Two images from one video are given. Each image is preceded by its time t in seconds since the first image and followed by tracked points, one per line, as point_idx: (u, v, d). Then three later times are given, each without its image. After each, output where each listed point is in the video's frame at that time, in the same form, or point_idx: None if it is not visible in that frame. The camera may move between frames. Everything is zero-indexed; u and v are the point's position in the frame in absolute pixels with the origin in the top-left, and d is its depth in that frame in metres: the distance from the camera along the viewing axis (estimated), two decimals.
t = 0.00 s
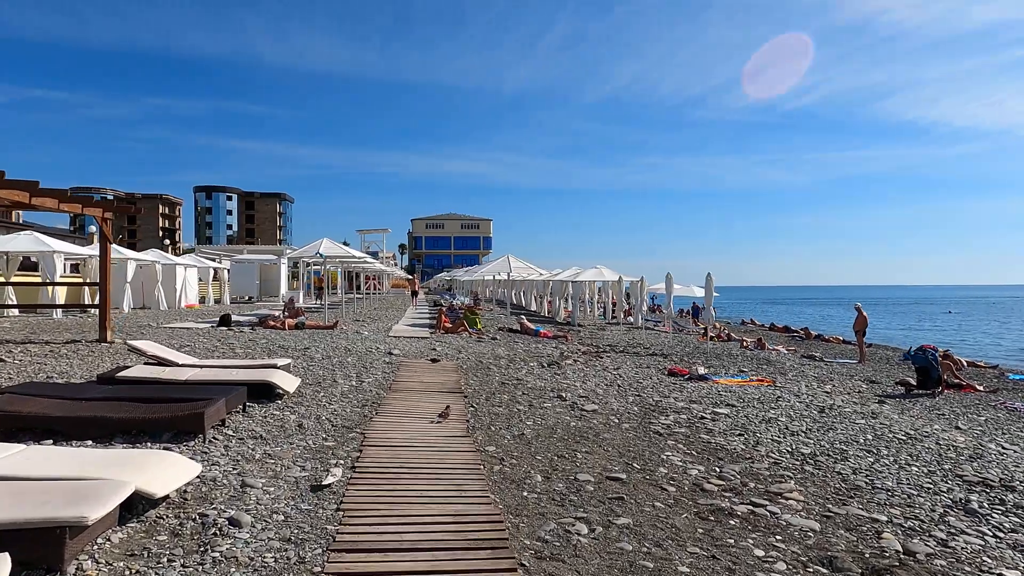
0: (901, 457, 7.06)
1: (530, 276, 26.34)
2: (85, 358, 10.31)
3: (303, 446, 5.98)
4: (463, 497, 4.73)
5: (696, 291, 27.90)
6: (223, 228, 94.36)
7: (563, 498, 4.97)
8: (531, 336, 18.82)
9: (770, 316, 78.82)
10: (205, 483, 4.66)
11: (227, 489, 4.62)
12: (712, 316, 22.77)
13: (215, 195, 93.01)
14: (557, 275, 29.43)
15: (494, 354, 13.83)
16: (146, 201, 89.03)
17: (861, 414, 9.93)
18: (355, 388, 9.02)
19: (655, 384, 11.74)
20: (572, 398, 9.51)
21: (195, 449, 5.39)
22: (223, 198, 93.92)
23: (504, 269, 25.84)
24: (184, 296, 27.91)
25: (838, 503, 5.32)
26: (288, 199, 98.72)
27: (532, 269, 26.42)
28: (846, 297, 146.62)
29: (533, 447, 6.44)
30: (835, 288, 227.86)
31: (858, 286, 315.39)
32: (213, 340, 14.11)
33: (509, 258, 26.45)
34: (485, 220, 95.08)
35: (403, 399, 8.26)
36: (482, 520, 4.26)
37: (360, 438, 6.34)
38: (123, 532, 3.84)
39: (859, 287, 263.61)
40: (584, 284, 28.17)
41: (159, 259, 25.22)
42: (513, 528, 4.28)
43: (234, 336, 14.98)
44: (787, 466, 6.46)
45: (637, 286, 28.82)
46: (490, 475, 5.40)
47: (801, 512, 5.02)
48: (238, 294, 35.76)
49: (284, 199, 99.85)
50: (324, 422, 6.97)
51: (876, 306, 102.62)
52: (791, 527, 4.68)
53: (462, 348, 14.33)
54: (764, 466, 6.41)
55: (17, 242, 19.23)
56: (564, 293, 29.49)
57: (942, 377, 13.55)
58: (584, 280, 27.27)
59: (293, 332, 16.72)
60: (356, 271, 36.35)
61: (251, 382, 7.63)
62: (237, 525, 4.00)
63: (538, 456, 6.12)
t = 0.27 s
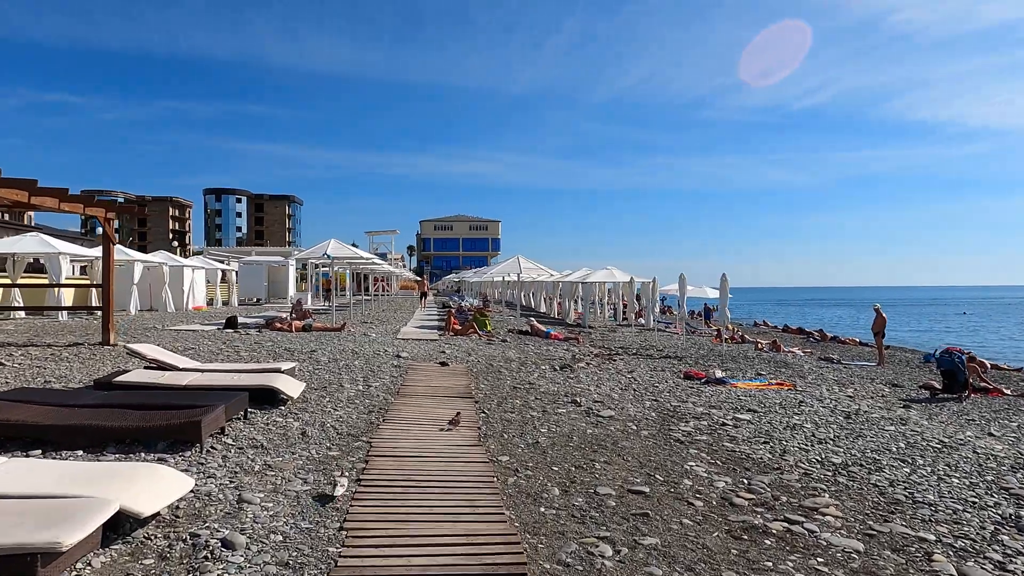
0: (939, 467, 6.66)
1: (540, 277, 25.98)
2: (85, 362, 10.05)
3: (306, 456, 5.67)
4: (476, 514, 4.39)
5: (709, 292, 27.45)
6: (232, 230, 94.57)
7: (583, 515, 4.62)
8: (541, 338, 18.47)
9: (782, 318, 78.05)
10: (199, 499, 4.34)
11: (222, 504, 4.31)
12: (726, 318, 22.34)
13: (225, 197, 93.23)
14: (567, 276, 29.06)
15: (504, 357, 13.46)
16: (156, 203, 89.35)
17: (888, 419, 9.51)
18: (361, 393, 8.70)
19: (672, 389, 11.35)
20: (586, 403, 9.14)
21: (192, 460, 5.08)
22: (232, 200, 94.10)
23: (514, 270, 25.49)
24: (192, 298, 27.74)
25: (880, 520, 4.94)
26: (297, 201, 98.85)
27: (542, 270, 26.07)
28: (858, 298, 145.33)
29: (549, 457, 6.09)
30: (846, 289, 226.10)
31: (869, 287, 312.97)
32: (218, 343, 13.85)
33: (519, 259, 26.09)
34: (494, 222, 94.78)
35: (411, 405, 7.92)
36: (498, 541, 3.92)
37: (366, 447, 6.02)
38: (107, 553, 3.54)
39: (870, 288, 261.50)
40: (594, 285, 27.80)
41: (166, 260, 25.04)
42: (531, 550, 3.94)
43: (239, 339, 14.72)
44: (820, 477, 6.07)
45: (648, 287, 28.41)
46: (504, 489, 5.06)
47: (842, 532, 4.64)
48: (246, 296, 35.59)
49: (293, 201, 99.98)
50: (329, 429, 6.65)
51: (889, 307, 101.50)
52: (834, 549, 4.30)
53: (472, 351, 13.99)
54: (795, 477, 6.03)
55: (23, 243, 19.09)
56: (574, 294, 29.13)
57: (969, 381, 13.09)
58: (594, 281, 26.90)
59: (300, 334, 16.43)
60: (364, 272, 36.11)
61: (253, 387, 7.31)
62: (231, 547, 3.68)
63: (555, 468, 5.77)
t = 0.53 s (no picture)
0: (979, 482, 6.27)
1: (550, 280, 25.64)
2: (85, 368, 9.81)
3: (306, 471, 5.35)
4: (487, 538, 4.06)
5: (721, 294, 27.02)
6: (242, 233, 94.78)
7: (603, 539, 4.28)
8: (551, 342, 18.14)
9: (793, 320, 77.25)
10: (188, 522, 4.04)
11: (213, 528, 4.00)
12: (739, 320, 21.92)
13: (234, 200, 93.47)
14: (577, 278, 28.71)
15: (514, 362, 13.12)
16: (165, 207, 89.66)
17: (915, 427, 9.09)
18: (366, 401, 8.38)
19: (688, 395, 10.98)
20: (600, 411, 8.79)
21: (184, 478, 4.79)
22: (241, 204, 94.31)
23: (523, 273, 25.16)
24: (199, 301, 27.59)
25: (924, 544, 4.57)
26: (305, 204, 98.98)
27: (551, 272, 25.73)
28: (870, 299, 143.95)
29: (563, 472, 5.75)
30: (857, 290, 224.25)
31: (880, 288, 310.44)
32: (223, 348, 13.59)
33: (529, 261, 25.75)
34: (502, 224, 94.47)
35: (418, 414, 7.60)
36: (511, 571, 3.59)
37: (370, 462, 5.70)
38: None
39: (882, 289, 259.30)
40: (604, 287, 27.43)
41: (173, 264, 24.88)
42: None
43: (244, 343, 14.47)
44: (852, 494, 5.71)
45: (659, 290, 28.01)
46: (517, 509, 4.72)
47: (885, 558, 4.28)
48: (254, 299, 35.45)
49: (302, 204, 100.08)
50: (332, 441, 6.34)
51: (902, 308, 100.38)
52: None
53: (481, 355, 13.67)
54: (826, 494, 5.66)
55: (28, 246, 18.93)
56: (584, 296, 28.77)
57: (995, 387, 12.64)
58: (604, 283, 26.53)
59: (307, 338, 16.15)
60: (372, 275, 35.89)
61: (254, 396, 7.02)
62: None
63: (570, 485, 5.43)
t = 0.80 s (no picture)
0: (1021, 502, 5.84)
1: (555, 283, 25.22)
2: (74, 374, 9.44)
3: (295, 491, 4.94)
4: (491, 572, 3.66)
5: (729, 299, 26.56)
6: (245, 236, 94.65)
7: (621, 571, 3.87)
8: (557, 347, 17.73)
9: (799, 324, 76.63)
10: (160, 553, 3.64)
11: (187, 560, 3.60)
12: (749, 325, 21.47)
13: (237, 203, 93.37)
14: (582, 282, 28.28)
15: (519, 368, 12.70)
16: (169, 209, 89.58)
17: (941, 438, 8.66)
18: (365, 410, 7.98)
19: (700, 404, 10.55)
20: (611, 422, 8.37)
21: (161, 501, 4.38)
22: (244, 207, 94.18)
23: (528, 276, 24.74)
24: (199, 305, 27.25)
25: None
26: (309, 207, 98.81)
27: (556, 275, 25.32)
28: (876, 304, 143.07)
29: (574, 491, 5.34)
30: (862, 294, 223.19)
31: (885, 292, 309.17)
32: (220, 352, 13.22)
33: (533, 265, 25.33)
34: (505, 227, 94.07)
35: (418, 425, 7.19)
36: None
37: (365, 479, 5.29)
38: None
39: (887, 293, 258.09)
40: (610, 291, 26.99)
41: (173, 266, 24.55)
42: None
43: (242, 348, 14.09)
44: (888, 517, 5.29)
45: (666, 294, 27.56)
46: (525, 535, 4.32)
47: None
48: (256, 302, 35.12)
49: (305, 207, 99.90)
50: (325, 456, 5.94)
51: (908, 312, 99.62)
52: None
53: (485, 361, 13.26)
54: (859, 517, 5.24)
55: (24, 248, 18.60)
56: (589, 300, 28.34)
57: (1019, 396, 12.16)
58: (610, 287, 26.10)
59: (306, 343, 15.76)
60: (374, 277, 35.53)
61: (245, 406, 6.62)
62: None
63: (583, 507, 5.01)
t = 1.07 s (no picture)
0: None
1: (555, 287, 24.83)
2: (56, 382, 9.03)
3: (282, 514, 4.55)
4: None
5: (731, 303, 26.24)
6: (242, 238, 94.33)
7: None
8: (557, 352, 17.35)
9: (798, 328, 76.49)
10: None
11: None
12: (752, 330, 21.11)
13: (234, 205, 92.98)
14: (582, 286, 27.94)
15: (519, 375, 12.30)
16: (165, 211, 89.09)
17: (961, 449, 8.31)
18: (359, 421, 7.58)
19: (708, 413, 10.17)
20: (617, 433, 8.00)
21: (133, 531, 3.99)
22: (242, 209, 93.78)
23: (528, 279, 24.39)
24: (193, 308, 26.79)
25: None
26: (306, 209, 98.43)
27: (556, 279, 24.97)
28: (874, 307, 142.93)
29: (583, 513, 4.97)
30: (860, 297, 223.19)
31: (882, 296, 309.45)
32: (211, 358, 12.82)
33: (533, 268, 24.94)
34: (503, 230, 93.70)
35: (415, 438, 6.80)
36: None
37: (358, 500, 4.90)
38: None
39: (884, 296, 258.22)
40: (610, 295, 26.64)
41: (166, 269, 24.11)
42: None
43: (234, 353, 13.69)
44: (921, 541, 4.94)
45: (667, 297, 27.23)
46: (532, 565, 3.95)
47: None
48: (251, 305, 34.65)
49: (303, 209, 99.41)
50: (315, 472, 5.55)
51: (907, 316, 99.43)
52: None
53: (485, 367, 12.88)
54: (889, 541, 4.90)
55: (12, 250, 18.16)
56: (589, 304, 27.99)
57: None
58: (610, 291, 25.75)
59: (301, 348, 15.34)
60: (372, 280, 35.14)
61: (230, 418, 6.23)
62: None
63: (593, 531, 4.65)
